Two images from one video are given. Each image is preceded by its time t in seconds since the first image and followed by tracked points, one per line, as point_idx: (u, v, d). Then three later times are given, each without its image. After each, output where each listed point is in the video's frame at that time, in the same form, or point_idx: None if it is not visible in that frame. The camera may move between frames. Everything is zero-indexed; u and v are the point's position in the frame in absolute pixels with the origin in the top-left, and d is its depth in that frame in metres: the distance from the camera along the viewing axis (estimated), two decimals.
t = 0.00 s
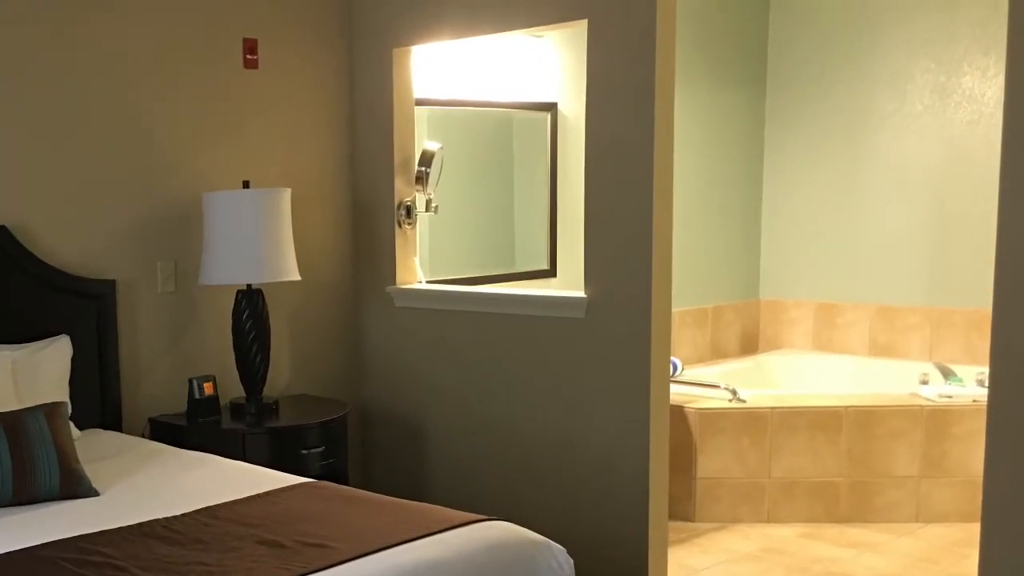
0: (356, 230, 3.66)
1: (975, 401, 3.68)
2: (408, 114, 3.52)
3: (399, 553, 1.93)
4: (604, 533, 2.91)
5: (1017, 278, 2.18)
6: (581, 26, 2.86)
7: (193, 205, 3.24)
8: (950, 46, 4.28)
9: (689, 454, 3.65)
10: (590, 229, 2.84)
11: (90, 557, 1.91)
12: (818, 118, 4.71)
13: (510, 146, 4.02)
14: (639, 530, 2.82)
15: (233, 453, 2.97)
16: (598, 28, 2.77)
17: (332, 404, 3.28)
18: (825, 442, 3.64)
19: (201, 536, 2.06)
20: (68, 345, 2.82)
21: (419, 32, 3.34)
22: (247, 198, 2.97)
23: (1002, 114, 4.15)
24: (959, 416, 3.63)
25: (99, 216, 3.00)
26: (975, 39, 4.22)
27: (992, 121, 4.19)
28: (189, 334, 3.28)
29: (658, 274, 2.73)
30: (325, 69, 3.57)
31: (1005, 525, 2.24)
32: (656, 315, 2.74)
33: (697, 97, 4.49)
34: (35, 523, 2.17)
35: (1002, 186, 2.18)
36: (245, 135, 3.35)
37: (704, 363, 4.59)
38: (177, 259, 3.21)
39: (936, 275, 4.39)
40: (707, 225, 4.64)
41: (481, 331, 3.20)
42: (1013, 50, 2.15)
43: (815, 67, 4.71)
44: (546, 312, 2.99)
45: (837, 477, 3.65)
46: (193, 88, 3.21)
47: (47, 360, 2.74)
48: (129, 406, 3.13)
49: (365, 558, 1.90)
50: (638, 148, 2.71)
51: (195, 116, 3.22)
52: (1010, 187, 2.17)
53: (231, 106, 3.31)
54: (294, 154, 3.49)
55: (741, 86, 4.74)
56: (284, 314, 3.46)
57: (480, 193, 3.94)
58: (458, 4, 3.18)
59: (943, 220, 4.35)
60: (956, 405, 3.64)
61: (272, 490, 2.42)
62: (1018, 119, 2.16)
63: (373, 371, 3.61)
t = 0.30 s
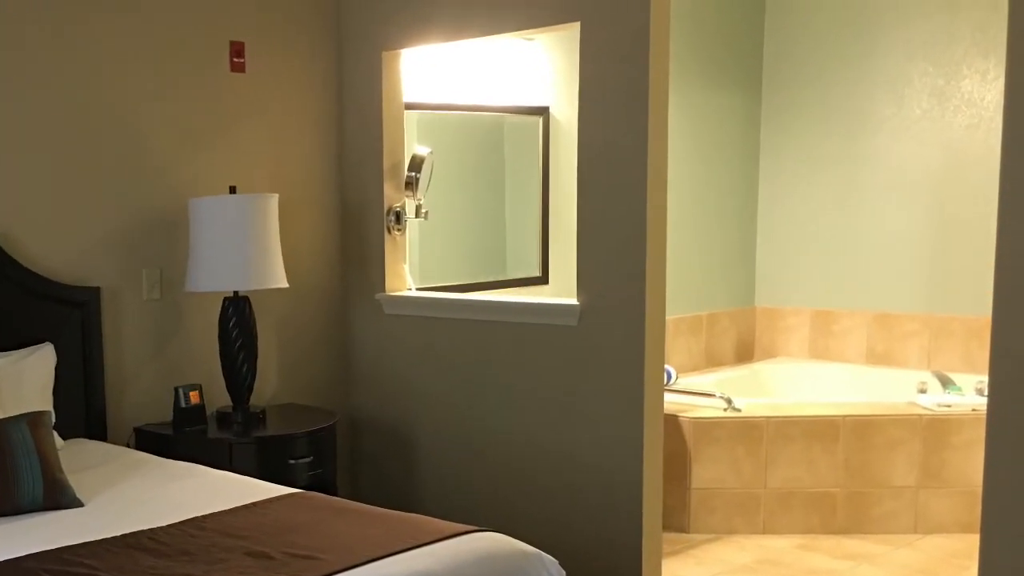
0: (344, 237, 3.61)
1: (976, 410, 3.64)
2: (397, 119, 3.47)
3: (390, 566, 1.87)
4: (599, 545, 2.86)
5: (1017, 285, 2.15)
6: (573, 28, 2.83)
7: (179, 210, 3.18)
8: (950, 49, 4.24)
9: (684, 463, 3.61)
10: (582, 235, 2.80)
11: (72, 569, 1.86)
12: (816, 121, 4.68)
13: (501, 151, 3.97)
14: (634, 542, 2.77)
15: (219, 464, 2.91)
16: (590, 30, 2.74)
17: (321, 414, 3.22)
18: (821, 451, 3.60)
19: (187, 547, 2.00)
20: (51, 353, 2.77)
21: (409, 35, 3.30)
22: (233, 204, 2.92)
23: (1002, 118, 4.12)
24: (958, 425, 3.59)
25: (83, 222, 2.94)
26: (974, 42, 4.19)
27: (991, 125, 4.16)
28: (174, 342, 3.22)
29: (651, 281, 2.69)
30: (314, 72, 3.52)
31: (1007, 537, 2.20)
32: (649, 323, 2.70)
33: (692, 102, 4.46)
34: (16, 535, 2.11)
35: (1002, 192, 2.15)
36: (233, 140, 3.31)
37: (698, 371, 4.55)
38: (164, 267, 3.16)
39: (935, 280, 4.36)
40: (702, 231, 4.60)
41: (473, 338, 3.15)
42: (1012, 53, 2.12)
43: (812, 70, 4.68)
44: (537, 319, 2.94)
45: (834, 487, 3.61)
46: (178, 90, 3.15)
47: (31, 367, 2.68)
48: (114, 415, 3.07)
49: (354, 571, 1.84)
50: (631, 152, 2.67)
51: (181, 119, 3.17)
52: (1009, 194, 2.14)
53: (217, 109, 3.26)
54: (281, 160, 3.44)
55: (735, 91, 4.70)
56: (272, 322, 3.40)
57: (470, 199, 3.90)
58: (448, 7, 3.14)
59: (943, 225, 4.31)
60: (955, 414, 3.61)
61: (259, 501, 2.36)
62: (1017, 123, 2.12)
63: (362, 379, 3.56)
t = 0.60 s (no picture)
0: (333, 244, 3.56)
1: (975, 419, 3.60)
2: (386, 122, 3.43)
3: None
4: (592, 556, 2.82)
5: (1016, 293, 2.11)
6: (565, 31, 2.80)
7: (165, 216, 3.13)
8: (948, 53, 4.21)
9: (678, 473, 3.57)
10: (574, 241, 2.76)
11: None
12: (812, 126, 4.65)
13: (492, 155, 3.93)
14: (628, 554, 2.73)
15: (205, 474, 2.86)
16: (581, 34, 2.70)
17: (310, 423, 3.17)
18: (818, 461, 3.56)
19: (171, 559, 1.94)
20: (35, 361, 2.72)
21: (399, 39, 3.26)
22: (218, 210, 2.87)
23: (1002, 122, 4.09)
24: (957, 435, 3.55)
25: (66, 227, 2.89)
26: (973, 45, 4.16)
27: (990, 130, 4.13)
28: (160, 350, 3.16)
29: (644, 288, 2.65)
30: (303, 75, 3.48)
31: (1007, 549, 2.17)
32: (643, 331, 2.66)
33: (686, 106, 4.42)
34: None
35: (1000, 198, 2.11)
36: (220, 145, 3.26)
37: (693, 380, 4.50)
38: (151, 274, 3.10)
39: (934, 285, 4.33)
40: (696, 238, 4.56)
41: (463, 346, 3.11)
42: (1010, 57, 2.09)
43: (810, 73, 4.64)
44: (529, 327, 2.90)
45: (831, 498, 3.57)
46: (164, 94, 3.11)
47: (14, 375, 2.63)
48: (99, 425, 3.01)
49: None
50: (624, 156, 2.63)
51: (167, 123, 3.12)
52: (1008, 200, 2.11)
53: (204, 113, 3.21)
54: (269, 165, 3.39)
55: (730, 96, 4.68)
56: (260, 330, 3.35)
57: (462, 206, 3.86)
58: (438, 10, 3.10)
59: (942, 230, 4.28)
60: (953, 423, 3.57)
61: (245, 511, 2.31)
62: (1016, 129, 2.09)
63: (351, 388, 3.51)
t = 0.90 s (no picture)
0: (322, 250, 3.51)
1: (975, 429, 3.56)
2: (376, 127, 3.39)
3: None
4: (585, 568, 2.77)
5: (1016, 300, 2.08)
6: (558, 33, 2.76)
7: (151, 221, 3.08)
8: (948, 55, 4.20)
9: (672, 482, 3.52)
10: (567, 246, 2.72)
11: None
12: (809, 127, 4.61)
13: (484, 158, 3.89)
14: (622, 566, 2.68)
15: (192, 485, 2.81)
16: (574, 36, 2.67)
17: (297, 432, 3.12)
18: (815, 470, 3.53)
19: (155, 571, 1.89)
20: (20, 368, 2.66)
21: (390, 41, 3.21)
22: (204, 216, 2.82)
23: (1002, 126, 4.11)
24: (956, 444, 3.52)
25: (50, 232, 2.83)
26: (973, 46, 4.16)
27: (990, 134, 4.13)
28: (145, 357, 3.11)
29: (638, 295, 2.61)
30: (292, 78, 3.44)
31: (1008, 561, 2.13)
32: (637, 338, 2.62)
33: (682, 110, 4.38)
34: None
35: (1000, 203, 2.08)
36: (207, 148, 3.21)
37: (687, 388, 4.46)
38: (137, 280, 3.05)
39: (934, 286, 4.31)
40: (691, 244, 4.52)
41: (454, 353, 3.06)
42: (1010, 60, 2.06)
43: (809, 74, 4.58)
44: (520, 335, 2.86)
45: (828, 508, 3.53)
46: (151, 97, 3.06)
47: None
48: (83, 434, 2.95)
49: None
50: (618, 161, 2.60)
51: (154, 126, 3.07)
52: (1008, 205, 2.08)
53: (191, 116, 3.16)
54: (257, 170, 3.34)
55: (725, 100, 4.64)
56: (247, 337, 3.30)
57: (453, 211, 3.82)
58: (430, 12, 3.06)
59: (942, 230, 4.26)
60: (953, 433, 3.53)
61: (231, 522, 2.26)
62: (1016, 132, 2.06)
63: (341, 396, 3.46)
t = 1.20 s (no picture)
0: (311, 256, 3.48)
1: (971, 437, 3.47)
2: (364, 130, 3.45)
3: None
4: None
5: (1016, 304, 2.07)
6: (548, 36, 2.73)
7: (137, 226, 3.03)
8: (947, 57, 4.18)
9: (667, 491, 3.48)
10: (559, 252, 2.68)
11: None
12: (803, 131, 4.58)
13: (477, 165, 3.82)
14: None
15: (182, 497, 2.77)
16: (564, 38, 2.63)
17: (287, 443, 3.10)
18: (812, 480, 3.49)
19: None
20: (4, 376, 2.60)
21: (383, 45, 3.19)
22: (191, 221, 2.78)
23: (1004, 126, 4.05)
24: (953, 454, 3.46)
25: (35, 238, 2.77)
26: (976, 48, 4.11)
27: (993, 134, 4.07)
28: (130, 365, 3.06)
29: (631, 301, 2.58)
30: (280, 82, 3.40)
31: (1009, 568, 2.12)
32: (632, 346, 2.59)
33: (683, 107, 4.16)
34: None
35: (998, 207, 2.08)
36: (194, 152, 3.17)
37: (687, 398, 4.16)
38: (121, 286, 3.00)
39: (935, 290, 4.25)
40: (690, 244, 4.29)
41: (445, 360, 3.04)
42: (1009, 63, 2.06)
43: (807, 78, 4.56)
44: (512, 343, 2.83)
45: (824, 518, 3.49)
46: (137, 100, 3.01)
47: None
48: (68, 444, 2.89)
49: None
50: (614, 166, 2.56)
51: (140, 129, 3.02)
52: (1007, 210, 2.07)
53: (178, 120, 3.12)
54: (244, 175, 3.30)
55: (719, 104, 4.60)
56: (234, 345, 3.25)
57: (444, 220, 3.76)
58: (423, 16, 3.03)
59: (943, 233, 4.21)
60: (949, 442, 3.48)
61: (218, 533, 2.21)
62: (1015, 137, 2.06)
63: (330, 404, 3.42)
